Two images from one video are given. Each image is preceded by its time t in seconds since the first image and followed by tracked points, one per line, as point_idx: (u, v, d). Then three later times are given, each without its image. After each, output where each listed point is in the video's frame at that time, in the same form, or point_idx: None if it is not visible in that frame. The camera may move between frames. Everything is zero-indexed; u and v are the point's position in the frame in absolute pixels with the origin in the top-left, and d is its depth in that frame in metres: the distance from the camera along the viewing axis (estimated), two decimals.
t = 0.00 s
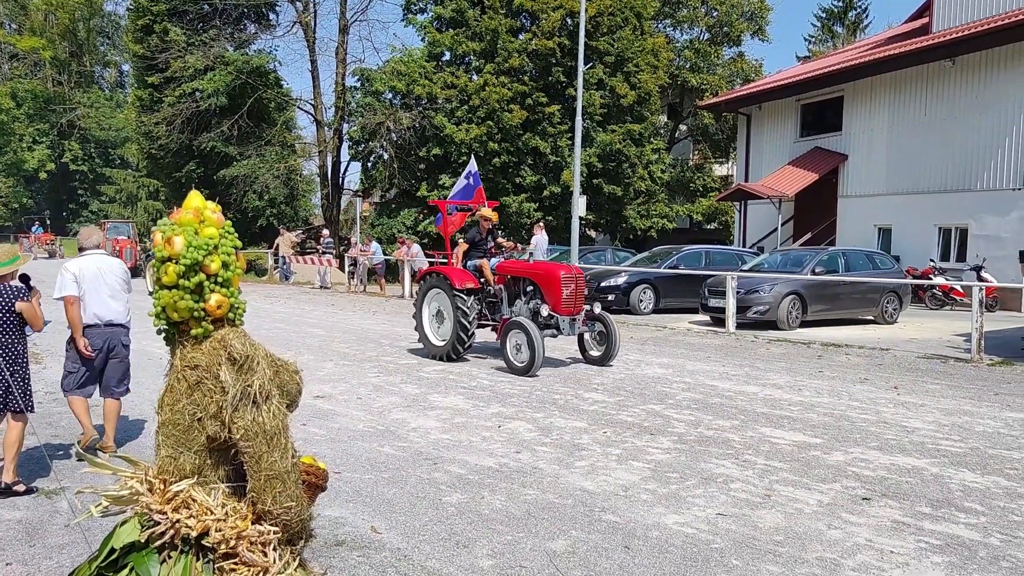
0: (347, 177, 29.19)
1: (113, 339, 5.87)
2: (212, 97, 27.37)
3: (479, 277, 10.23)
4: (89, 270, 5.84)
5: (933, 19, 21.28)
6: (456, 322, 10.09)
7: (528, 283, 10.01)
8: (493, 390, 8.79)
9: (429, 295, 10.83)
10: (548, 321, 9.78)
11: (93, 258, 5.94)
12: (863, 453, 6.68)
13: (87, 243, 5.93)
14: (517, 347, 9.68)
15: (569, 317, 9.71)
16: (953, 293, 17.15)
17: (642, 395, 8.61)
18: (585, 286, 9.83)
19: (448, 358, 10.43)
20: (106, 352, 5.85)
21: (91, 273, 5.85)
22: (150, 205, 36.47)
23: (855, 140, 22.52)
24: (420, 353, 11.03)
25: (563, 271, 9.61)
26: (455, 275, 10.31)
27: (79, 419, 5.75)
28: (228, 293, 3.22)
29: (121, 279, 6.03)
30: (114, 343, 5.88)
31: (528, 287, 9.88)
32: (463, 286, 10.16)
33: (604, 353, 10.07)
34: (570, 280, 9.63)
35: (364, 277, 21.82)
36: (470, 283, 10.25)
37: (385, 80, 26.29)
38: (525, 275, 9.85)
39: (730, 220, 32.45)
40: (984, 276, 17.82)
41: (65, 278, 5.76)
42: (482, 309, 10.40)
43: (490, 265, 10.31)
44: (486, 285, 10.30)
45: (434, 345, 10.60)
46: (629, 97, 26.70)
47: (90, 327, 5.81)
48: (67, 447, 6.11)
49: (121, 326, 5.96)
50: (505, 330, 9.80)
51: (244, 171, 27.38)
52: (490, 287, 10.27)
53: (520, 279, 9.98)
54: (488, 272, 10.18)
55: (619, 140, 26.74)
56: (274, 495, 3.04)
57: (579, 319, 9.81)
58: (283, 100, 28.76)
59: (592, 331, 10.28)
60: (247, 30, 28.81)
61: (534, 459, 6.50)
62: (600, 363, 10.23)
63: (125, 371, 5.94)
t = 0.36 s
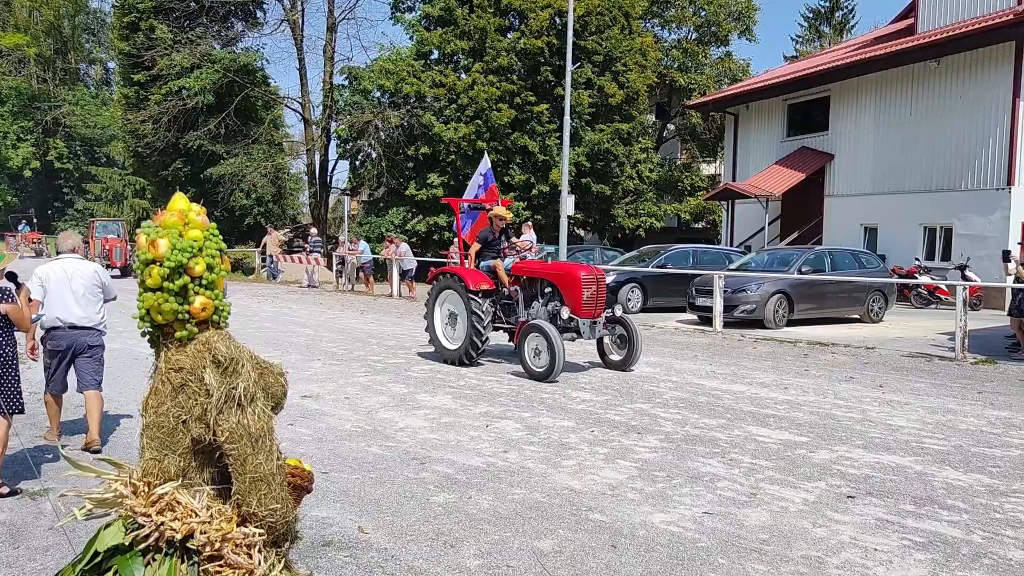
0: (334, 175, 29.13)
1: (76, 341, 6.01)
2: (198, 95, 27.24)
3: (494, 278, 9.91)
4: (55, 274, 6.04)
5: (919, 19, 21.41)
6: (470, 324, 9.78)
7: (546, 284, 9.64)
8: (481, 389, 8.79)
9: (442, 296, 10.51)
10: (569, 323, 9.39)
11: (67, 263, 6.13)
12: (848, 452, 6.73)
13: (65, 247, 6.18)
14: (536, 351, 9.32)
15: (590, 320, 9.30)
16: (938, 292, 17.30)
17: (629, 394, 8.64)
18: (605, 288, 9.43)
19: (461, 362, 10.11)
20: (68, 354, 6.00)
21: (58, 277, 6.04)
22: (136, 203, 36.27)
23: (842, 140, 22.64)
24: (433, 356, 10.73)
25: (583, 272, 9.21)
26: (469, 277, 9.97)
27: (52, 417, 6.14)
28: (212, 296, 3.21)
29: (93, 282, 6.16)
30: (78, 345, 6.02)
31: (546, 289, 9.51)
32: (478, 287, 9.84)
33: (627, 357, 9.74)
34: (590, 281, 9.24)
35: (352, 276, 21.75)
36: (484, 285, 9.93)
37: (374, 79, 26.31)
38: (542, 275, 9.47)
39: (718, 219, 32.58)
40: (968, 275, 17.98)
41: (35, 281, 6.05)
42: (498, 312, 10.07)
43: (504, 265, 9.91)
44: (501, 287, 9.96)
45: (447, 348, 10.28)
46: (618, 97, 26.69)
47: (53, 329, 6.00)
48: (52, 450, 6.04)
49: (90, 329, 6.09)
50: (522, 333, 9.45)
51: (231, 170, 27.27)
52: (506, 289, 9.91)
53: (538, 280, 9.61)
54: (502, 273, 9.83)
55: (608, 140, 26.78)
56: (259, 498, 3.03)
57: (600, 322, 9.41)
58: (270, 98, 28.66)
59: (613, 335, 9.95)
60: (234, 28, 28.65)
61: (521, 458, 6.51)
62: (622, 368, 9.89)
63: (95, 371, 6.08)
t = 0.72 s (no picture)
0: (321, 175, 29.04)
1: (52, 332, 6.43)
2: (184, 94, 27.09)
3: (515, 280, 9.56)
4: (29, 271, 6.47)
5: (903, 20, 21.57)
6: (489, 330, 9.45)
7: (568, 286, 9.28)
8: (469, 389, 8.79)
9: (458, 299, 10.16)
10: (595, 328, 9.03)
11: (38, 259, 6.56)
12: (833, 450, 6.77)
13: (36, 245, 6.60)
14: (559, 357, 8.95)
15: (616, 323, 8.96)
16: (922, 292, 17.44)
17: (617, 394, 8.66)
18: (631, 290, 9.08)
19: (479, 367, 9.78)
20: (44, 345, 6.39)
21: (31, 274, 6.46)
22: (121, 203, 36.04)
23: (827, 140, 22.79)
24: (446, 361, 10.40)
25: (609, 274, 8.86)
26: (487, 279, 9.62)
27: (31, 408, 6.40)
28: (197, 297, 3.20)
29: (62, 275, 6.57)
30: (54, 337, 6.44)
31: (569, 291, 9.16)
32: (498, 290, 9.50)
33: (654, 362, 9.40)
34: (617, 283, 8.89)
35: (339, 276, 21.67)
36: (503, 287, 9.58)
37: (361, 78, 26.38)
38: (566, 278, 9.11)
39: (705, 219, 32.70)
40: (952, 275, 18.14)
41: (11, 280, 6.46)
42: (517, 315, 9.73)
43: (523, 267, 9.56)
44: (521, 289, 9.61)
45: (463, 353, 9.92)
46: (605, 97, 26.72)
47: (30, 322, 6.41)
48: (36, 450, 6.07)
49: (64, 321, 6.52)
50: (546, 337, 9.08)
51: (217, 169, 27.13)
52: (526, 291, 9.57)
53: (561, 282, 9.26)
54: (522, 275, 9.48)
55: (595, 139, 26.82)
56: (244, 498, 3.04)
57: (627, 325, 9.06)
58: (256, 97, 28.53)
59: (637, 339, 9.60)
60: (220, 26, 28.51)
61: (508, 458, 6.51)
62: (647, 373, 9.54)
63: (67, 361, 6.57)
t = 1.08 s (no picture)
0: (310, 175, 28.96)
1: (35, 327, 6.65)
2: (172, 93, 26.97)
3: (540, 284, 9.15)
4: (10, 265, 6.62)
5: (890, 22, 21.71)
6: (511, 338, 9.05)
7: (597, 290, 8.77)
8: (458, 389, 8.78)
9: (480, 302, 9.74)
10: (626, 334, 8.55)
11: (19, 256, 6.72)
12: (821, 450, 6.81)
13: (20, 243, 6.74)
14: (590, 365, 8.54)
15: (649, 330, 8.45)
16: (909, 292, 17.55)
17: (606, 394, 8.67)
18: (665, 294, 8.56)
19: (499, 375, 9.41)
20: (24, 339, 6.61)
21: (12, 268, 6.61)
22: (108, 202, 35.85)
23: (816, 141, 22.89)
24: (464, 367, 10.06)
25: (641, 277, 8.35)
26: (511, 282, 9.17)
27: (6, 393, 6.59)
28: (183, 298, 3.19)
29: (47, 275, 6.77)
30: (35, 331, 6.66)
31: (598, 295, 8.66)
32: (522, 294, 9.08)
33: (687, 369, 9.02)
34: (649, 287, 8.38)
35: (328, 276, 21.59)
36: (527, 290, 9.14)
37: (350, 78, 26.38)
38: (594, 281, 8.62)
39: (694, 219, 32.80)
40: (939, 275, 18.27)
41: None
42: (540, 321, 9.31)
43: (547, 269, 9.12)
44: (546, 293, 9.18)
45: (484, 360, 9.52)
46: (594, 97, 26.79)
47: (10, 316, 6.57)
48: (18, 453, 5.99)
49: (43, 316, 6.72)
50: (574, 345, 8.65)
51: (205, 169, 27.04)
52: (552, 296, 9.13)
53: (589, 285, 8.76)
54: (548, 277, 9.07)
55: (584, 140, 26.88)
56: (232, 501, 3.04)
57: (659, 331, 8.57)
58: (245, 96, 28.44)
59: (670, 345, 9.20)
60: (208, 25, 28.40)
61: (498, 458, 6.52)
62: (680, 382, 9.15)
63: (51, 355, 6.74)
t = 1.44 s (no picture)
0: (300, 175, 28.90)
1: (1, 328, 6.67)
2: (161, 93, 26.87)
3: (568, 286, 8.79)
4: None
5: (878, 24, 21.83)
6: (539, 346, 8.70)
7: (630, 294, 8.45)
8: (449, 390, 8.77)
9: (503, 308, 9.34)
10: (663, 339, 8.19)
11: None
12: (809, 449, 6.84)
13: None
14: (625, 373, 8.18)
15: (687, 335, 8.08)
16: (898, 292, 17.64)
17: (597, 395, 8.67)
18: (703, 298, 8.19)
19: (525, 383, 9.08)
20: None
21: None
22: (97, 203, 35.68)
23: (805, 142, 22.98)
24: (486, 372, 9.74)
25: (680, 280, 7.99)
26: (538, 287, 8.84)
27: None
28: (168, 298, 3.18)
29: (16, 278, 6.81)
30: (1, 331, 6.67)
31: (632, 299, 8.34)
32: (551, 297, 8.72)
33: (726, 377, 8.66)
34: (688, 290, 8.01)
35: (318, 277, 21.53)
36: (555, 294, 8.81)
37: (340, 78, 26.31)
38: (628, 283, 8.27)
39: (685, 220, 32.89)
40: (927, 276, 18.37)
41: None
42: (568, 326, 8.94)
43: (575, 271, 8.79)
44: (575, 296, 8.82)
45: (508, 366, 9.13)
46: (585, 98, 26.88)
47: None
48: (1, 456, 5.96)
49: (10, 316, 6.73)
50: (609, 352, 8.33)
51: (194, 169, 26.95)
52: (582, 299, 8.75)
53: (622, 288, 8.41)
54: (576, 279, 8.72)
55: (575, 140, 26.95)
56: (216, 501, 3.03)
57: (697, 336, 8.21)
58: (235, 96, 28.32)
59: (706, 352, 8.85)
60: (198, 25, 28.31)
61: (487, 459, 6.52)
62: (718, 391, 8.78)
63: (15, 352, 6.77)
